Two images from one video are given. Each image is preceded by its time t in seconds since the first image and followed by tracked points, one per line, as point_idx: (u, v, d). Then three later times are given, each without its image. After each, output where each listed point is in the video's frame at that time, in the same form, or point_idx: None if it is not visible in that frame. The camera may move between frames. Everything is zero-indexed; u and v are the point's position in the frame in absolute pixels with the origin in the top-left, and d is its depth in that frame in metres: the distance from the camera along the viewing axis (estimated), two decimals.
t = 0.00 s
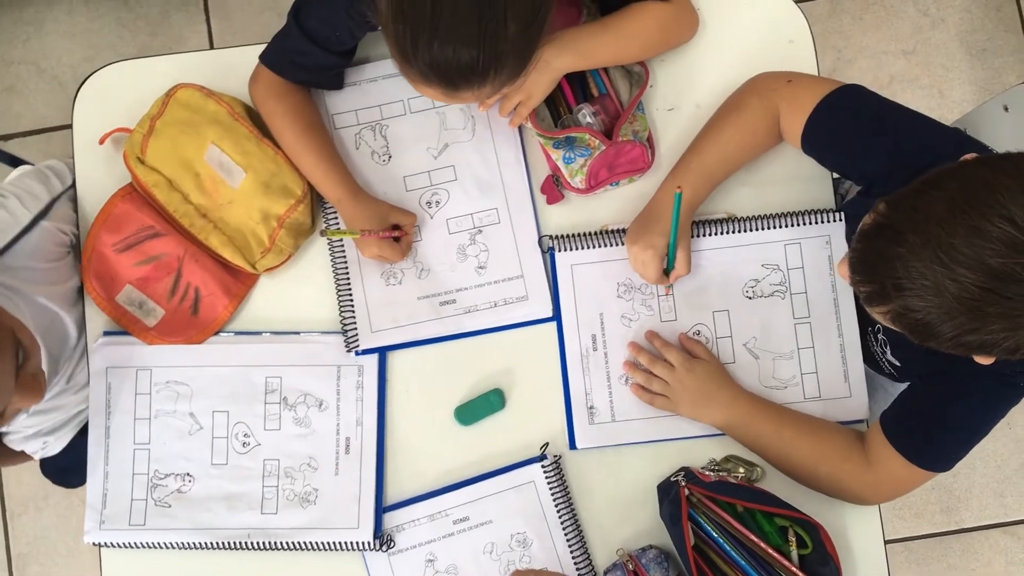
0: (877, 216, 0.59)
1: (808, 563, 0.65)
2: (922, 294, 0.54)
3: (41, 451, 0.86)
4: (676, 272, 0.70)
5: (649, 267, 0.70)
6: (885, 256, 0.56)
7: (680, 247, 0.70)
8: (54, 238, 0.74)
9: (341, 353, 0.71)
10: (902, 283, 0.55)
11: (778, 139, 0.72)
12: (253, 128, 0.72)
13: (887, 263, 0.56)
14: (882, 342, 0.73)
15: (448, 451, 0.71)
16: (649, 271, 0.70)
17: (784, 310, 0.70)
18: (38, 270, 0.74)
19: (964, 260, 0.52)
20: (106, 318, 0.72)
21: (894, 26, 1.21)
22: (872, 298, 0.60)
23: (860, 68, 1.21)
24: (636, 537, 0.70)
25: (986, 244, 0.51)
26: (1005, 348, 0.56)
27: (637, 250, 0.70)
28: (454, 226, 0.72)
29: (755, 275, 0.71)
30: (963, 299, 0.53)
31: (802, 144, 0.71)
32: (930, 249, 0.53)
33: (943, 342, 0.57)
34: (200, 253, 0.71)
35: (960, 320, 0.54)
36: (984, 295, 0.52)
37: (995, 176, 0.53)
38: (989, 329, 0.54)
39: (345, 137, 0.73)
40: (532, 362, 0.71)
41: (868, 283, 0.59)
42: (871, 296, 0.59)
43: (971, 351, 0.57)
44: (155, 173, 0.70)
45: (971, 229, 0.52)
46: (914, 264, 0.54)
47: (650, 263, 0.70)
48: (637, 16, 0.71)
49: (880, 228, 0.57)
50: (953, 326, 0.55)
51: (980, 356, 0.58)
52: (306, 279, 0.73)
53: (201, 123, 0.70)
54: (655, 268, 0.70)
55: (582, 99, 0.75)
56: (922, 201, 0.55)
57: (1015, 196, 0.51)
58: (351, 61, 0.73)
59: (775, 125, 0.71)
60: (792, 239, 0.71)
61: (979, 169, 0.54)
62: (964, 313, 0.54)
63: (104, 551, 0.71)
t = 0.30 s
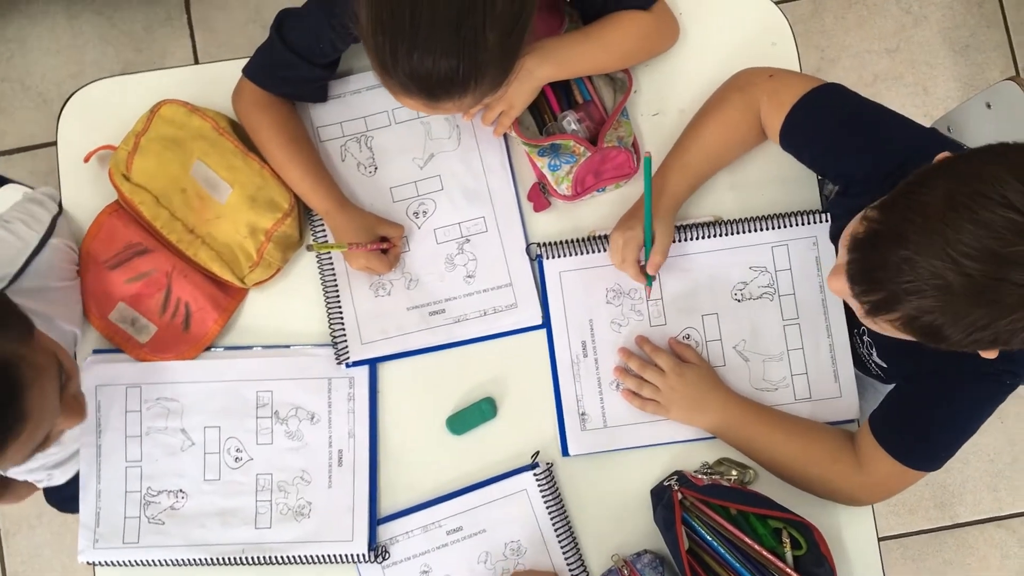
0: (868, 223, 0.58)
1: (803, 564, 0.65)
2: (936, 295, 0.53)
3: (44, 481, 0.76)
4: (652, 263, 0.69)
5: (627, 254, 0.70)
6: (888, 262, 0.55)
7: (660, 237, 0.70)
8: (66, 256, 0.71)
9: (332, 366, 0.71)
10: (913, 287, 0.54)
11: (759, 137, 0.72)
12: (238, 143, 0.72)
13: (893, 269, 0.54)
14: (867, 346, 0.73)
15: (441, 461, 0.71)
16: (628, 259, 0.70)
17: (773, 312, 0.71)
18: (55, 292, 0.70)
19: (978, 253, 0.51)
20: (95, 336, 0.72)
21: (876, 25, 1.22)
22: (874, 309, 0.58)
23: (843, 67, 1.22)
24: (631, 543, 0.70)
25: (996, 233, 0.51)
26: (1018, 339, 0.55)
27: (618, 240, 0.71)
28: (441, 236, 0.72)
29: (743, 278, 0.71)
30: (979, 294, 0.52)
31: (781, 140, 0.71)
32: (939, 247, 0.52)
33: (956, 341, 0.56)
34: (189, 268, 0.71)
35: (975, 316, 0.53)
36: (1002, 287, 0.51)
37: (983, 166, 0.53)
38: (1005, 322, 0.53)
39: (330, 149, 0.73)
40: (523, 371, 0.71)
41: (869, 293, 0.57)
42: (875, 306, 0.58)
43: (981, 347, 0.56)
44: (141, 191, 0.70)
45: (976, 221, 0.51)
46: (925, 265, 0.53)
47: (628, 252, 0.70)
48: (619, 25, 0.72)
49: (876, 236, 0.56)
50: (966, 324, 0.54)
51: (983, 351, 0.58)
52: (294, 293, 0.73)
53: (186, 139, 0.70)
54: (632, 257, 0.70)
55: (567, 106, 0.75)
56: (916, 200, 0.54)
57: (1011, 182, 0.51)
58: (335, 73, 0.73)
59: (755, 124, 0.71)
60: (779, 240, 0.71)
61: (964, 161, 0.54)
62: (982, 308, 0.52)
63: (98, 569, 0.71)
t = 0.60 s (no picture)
0: (851, 227, 0.57)
1: (794, 565, 0.65)
2: (932, 290, 0.52)
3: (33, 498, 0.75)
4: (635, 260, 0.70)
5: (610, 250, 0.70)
6: (880, 262, 0.54)
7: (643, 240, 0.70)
8: (51, 270, 0.70)
9: (319, 375, 0.71)
10: (909, 284, 0.53)
11: (739, 137, 0.72)
12: (220, 153, 0.72)
13: (887, 269, 0.53)
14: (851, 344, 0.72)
15: (430, 469, 0.70)
16: (611, 256, 0.70)
17: (759, 312, 0.71)
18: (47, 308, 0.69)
19: (973, 243, 0.51)
20: (80, 350, 0.72)
21: (859, 24, 1.22)
22: (866, 312, 0.57)
23: (827, 67, 1.22)
24: (622, 547, 0.70)
25: (989, 222, 0.50)
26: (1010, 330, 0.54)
27: (596, 237, 0.71)
28: (426, 243, 0.72)
29: (729, 280, 0.71)
30: (977, 285, 0.51)
31: (762, 142, 0.71)
32: (932, 241, 0.52)
33: (951, 337, 0.55)
34: (173, 280, 0.71)
35: (973, 308, 0.52)
36: (999, 275, 0.51)
37: (963, 157, 0.53)
38: (1002, 312, 0.52)
39: (313, 158, 0.73)
40: (510, 376, 0.71)
41: (860, 297, 0.56)
42: (866, 309, 0.57)
43: (975, 342, 0.56)
44: (123, 203, 0.70)
45: (967, 212, 0.51)
46: (920, 260, 0.52)
47: (611, 248, 0.70)
48: (598, 31, 0.72)
49: (863, 237, 0.55)
50: (963, 317, 0.53)
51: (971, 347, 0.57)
52: (280, 303, 0.73)
53: (168, 150, 0.70)
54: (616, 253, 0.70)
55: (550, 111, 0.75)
56: (901, 197, 0.54)
57: (993, 171, 0.51)
58: (316, 82, 0.73)
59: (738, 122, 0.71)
60: (763, 242, 0.71)
61: (943, 156, 0.54)
62: (980, 300, 0.52)
63: None
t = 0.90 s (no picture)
0: (835, 215, 0.57)
1: (784, 563, 0.65)
2: (915, 277, 0.52)
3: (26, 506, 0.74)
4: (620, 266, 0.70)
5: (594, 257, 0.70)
6: (863, 249, 0.53)
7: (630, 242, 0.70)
8: (33, 279, 0.70)
9: (306, 379, 0.71)
10: (892, 270, 0.52)
11: (724, 135, 0.73)
12: (204, 159, 0.72)
13: (871, 256, 0.53)
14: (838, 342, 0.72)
15: (419, 472, 0.70)
16: (597, 263, 0.70)
17: (746, 311, 0.71)
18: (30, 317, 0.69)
19: (956, 230, 0.51)
20: (65, 357, 0.71)
21: (844, 22, 1.23)
22: (849, 301, 0.57)
23: (814, 65, 1.22)
24: (612, 547, 0.70)
25: (972, 208, 0.50)
26: (993, 320, 0.54)
27: (579, 238, 0.71)
28: (412, 246, 0.72)
29: (716, 279, 0.71)
30: (960, 272, 0.51)
31: (747, 140, 0.71)
32: (916, 228, 0.51)
33: (934, 326, 0.55)
34: (158, 286, 0.71)
35: (955, 297, 0.52)
36: (982, 262, 0.50)
37: (946, 146, 0.53)
38: (985, 301, 0.52)
39: (298, 163, 0.73)
40: (498, 378, 0.71)
41: (843, 285, 0.56)
42: (849, 297, 0.57)
43: (957, 332, 0.56)
44: (108, 210, 0.70)
45: (950, 199, 0.51)
46: (904, 246, 0.52)
47: (597, 254, 0.70)
48: (582, 32, 0.72)
49: (847, 225, 0.55)
50: (946, 307, 0.53)
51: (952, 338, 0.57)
52: (266, 307, 0.73)
53: (151, 157, 0.70)
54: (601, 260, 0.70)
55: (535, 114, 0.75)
56: (885, 185, 0.54)
57: (976, 159, 0.51)
58: (299, 86, 0.73)
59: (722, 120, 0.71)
60: (750, 240, 0.71)
61: (927, 146, 0.54)
62: (963, 288, 0.51)
63: None
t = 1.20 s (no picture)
0: (814, 210, 0.57)
1: (771, 560, 0.66)
2: (895, 268, 0.52)
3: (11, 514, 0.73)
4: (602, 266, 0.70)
5: (576, 254, 0.70)
6: (842, 241, 0.54)
7: (612, 239, 0.70)
8: (23, 287, 0.70)
9: (292, 381, 0.71)
10: (870, 262, 0.53)
11: (707, 134, 0.73)
12: (187, 162, 0.72)
13: (849, 248, 0.53)
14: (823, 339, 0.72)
15: (406, 473, 0.70)
16: (579, 263, 0.70)
17: (731, 309, 0.71)
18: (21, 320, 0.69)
19: (935, 221, 0.51)
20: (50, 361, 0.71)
21: (830, 21, 1.23)
22: (828, 296, 0.57)
23: (800, 64, 1.22)
24: (599, 546, 0.70)
25: (950, 200, 0.51)
26: (972, 313, 0.55)
27: (562, 237, 0.71)
28: (397, 246, 0.72)
29: (701, 277, 0.71)
30: (942, 265, 0.51)
31: (730, 139, 0.71)
32: (895, 220, 0.52)
33: (914, 319, 0.55)
34: (144, 290, 0.71)
35: (934, 289, 0.52)
36: (959, 252, 0.51)
37: (922, 141, 0.53)
38: (963, 293, 0.52)
39: (281, 165, 0.73)
40: (484, 378, 0.71)
41: (823, 278, 0.56)
42: (828, 291, 0.57)
43: (936, 325, 0.56)
44: (93, 215, 0.69)
45: (928, 191, 0.51)
46: (885, 239, 0.52)
47: (579, 254, 0.70)
48: (565, 36, 0.72)
49: (826, 218, 0.55)
50: (925, 300, 0.53)
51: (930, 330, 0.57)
52: (252, 310, 0.73)
53: (134, 161, 0.70)
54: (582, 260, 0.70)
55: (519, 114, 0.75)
56: (863, 178, 0.54)
57: (952, 151, 0.52)
58: (281, 88, 0.73)
59: (704, 119, 0.72)
60: (734, 238, 0.71)
61: (904, 141, 0.54)
62: (941, 280, 0.52)
63: None
